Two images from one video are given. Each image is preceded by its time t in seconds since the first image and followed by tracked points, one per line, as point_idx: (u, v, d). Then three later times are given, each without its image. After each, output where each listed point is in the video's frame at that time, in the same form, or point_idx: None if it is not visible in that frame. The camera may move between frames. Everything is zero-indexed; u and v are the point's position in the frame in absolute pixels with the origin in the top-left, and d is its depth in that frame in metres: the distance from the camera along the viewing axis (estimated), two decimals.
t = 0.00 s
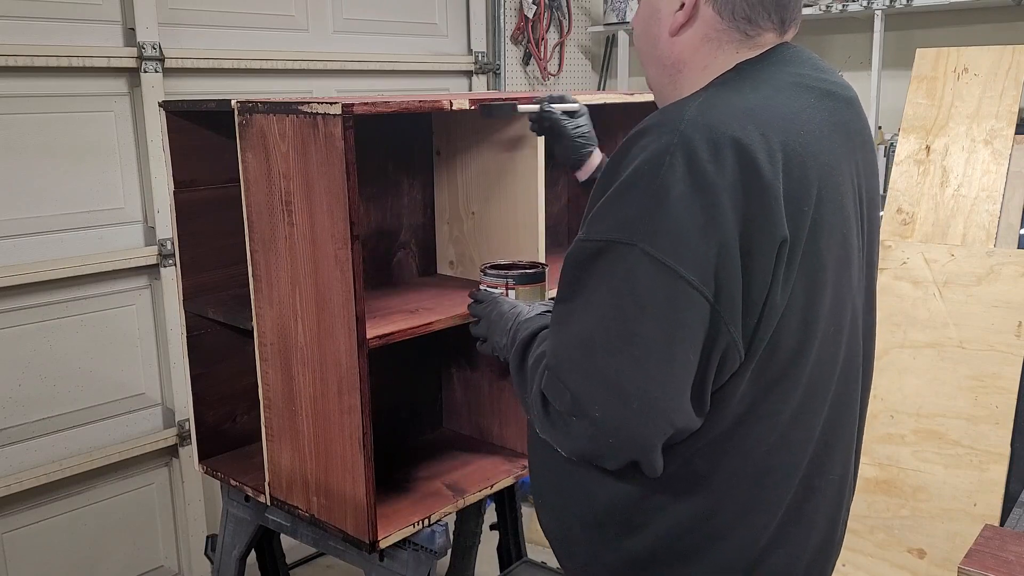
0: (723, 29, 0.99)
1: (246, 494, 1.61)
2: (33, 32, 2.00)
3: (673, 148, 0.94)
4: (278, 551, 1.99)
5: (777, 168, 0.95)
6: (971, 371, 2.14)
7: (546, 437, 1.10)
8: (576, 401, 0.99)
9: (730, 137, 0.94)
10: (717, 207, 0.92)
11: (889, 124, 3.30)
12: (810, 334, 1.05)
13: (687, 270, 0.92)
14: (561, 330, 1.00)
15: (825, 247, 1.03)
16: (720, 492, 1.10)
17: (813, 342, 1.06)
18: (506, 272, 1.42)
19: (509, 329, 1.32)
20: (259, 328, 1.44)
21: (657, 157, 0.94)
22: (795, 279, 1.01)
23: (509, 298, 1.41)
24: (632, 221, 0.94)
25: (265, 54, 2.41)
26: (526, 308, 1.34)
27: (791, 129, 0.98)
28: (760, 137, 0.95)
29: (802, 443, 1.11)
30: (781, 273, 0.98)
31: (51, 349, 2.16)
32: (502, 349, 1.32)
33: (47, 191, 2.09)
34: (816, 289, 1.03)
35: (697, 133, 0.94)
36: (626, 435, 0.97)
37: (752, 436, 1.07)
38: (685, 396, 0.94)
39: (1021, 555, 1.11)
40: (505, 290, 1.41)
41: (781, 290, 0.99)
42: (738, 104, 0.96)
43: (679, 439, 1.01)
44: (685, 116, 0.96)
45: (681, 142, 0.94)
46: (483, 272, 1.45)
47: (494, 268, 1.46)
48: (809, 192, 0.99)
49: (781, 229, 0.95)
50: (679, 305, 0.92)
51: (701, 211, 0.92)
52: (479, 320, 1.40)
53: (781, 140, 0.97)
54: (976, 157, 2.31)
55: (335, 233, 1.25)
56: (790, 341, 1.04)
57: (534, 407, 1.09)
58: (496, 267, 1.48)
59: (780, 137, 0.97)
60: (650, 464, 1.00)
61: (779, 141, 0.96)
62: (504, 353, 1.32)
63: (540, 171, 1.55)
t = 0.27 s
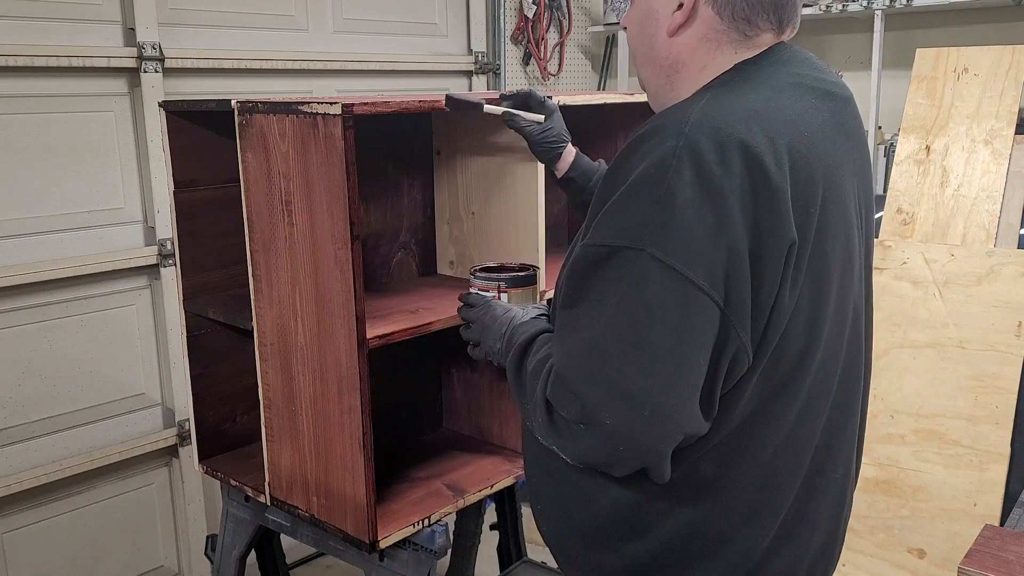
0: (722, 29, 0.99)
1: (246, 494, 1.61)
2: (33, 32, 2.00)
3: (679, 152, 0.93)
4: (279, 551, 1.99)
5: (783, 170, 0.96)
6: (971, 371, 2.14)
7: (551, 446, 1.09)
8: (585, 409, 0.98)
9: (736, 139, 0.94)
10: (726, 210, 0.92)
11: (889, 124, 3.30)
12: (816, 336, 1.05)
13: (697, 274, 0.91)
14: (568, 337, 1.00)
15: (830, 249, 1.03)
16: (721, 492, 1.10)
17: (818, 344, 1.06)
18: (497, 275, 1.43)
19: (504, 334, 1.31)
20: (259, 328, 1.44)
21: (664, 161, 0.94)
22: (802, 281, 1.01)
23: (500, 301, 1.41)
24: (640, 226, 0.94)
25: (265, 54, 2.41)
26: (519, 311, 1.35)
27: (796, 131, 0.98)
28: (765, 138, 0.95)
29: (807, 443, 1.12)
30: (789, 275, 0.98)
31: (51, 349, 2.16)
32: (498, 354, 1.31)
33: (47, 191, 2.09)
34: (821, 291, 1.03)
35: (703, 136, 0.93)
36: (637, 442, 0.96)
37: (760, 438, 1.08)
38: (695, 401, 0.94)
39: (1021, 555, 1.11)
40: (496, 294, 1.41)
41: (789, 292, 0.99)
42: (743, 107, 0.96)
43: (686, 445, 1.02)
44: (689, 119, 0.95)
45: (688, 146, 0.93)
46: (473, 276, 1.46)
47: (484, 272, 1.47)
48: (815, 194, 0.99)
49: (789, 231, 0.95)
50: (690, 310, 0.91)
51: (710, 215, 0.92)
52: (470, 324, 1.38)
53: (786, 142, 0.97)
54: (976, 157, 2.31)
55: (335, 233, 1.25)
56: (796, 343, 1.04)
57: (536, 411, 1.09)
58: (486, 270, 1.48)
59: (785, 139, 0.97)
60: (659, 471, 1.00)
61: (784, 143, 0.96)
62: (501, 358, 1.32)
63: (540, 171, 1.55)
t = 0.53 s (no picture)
0: (722, 30, 0.99)
1: (246, 494, 1.61)
2: (33, 32, 2.00)
3: (682, 155, 0.93)
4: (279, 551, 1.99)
5: (786, 172, 0.96)
6: (971, 371, 2.14)
7: (554, 446, 1.09)
8: (588, 411, 0.98)
9: (739, 142, 0.93)
10: (729, 213, 0.92)
11: (888, 124, 3.30)
12: (818, 338, 1.05)
13: (700, 278, 0.91)
14: (571, 339, 1.00)
15: (832, 251, 1.03)
16: (721, 492, 1.10)
17: (820, 345, 1.06)
18: (499, 277, 1.42)
19: (506, 337, 1.31)
20: (259, 329, 1.44)
21: (667, 164, 0.94)
22: (805, 283, 1.01)
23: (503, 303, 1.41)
24: (643, 229, 0.94)
25: (265, 54, 2.41)
26: (522, 314, 1.35)
27: (798, 132, 0.98)
28: (768, 141, 0.95)
29: (808, 444, 1.12)
30: (792, 277, 0.98)
31: (51, 349, 2.16)
32: (501, 356, 1.31)
33: (47, 190, 2.09)
34: (824, 293, 1.03)
35: (706, 139, 0.93)
36: (642, 444, 0.96)
37: (762, 440, 1.08)
38: (699, 403, 0.94)
39: (1021, 555, 1.11)
40: (499, 295, 1.41)
41: (791, 294, 0.99)
42: (746, 108, 0.96)
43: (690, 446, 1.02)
44: (691, 121, 0.95)
45: (691, 149, 0.93)
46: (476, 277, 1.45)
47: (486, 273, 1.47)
48: (818, 196, 0.99)
49: (792, 233, 0.95)
50: (694, 313, 0.91)
51: (713, 217, 0.92)
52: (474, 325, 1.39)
53: (788, 143, 0.97)
54: (976, 157, 2.31)
55: (335, 233, 1.25)
56: (799, 345, 1.04)
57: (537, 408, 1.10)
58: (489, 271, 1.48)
59: (788, 141, 0.97)
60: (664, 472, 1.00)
61: (786, 144, 0.96)
62: (502, 361, 1.32)
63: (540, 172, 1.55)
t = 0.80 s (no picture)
0: (727, 30, 0.99)
1: (246, 494, 1.61)
2: (33, 32, 2.00)
3: (683, 154, 0.93)
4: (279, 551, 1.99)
5: (786, 172, 0.95)
6: (971, 371, 2.14)
7: (554, 445, 1.09)
8: (588, 410, 0.98)
9: (740, 142, 0.93)
10: (729, 212, 0.92)
11: (888, 124, 3.30)
12: (818, 337, 1.05)
13: (700, 277, 0.91)
14: (571, 338, 1.00)
15: (833, 251, 1.03)
16: (720, 492, 1.10)
17: (820, 345, 1.06)
18: (503, 274, 1.42)
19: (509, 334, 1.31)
20: (259, 328, 1.44)
21: (668, 163, 0.94)
22: (805, 283, 1.01)
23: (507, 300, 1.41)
24: (643, 228, 0.94)
25: (265, 54, 2.41)
26: (526, 311, 1.34)
27: (799, 132, 0.98)
28: (769, 140, 0.95)
29: (808, 443, 1.12)
30: (792, 277, 0.98)
31: (51, 349, 2.16)
32: (504, 353, 1.32)
33: (48, 190, 2.09)
34: (824, 293, 1.03)
35: (706, 138, 0.93)
36: (641, 444, 0.96)
37: (762, 440, 1.08)
38: (698, 402, 0.94)
39: (1021, 555, 1.11)
40: (503, 293, 1.41)
41: (791, 294, 0.99)
42: (747, 108, 0.96)
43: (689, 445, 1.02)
44: (692, 120, 0.95)
45: (692, 148, 0.93)
46: (480, 274, 1.45)
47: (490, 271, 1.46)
48: (819, 196, 0.99)
49: (792, 233, 0.95)
50: (693, 313, 0.91)
51: (713, 216, 0.92)
52: (478, 322, 1.39)
53: (789, 143, 0.97)
54: (976, 157, 2.31)
55: (335, 233, 1.25)
56: (799, 345, 1.04)
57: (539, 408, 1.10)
58: (493, 270, 1.48)
59: (789, 141, 0.97)
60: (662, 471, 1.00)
61: (787, 144, 0.96)
62: (506, 357, 1.32)
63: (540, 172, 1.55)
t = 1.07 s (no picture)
0: (726, 30, 0.99)
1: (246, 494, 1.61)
2: (33, 32, 2.00)
3: (682, 157, 0.93)
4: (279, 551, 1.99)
5: (786, 174, 0.95)
6: (971, 371, 2.14)
7: (555, 447, 1.09)
8: (588, 413, 0.98)
9: (739, 144, 0.93)
10: (728, 215, 0.92)
11: (888, 124, 3.30)
12: (818, 339, 1.05)
13: (700, 280, 0.91)
14: (571, 340, 1.00)
15: (833, 253, 1.03)
16: (719, 492, 1.10)
17: (821, 347, 1.06)
18: (501, 276, 1.42)
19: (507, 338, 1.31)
20: (259, 328, 1.44)
21: (667, 166, 0.94)
22: (805, 286, 1.01)
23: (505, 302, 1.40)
24: (643, 231, 0.94)
25: (264, 54, 2.41)
26: (524, 314, 1.35)
27: (799, 134, 0.98)
28: (769, 143, 0.95)
29: (808, 445, 1.12)
30: (792, 279, 0.98)
31: (51, 349, 2.16)
32: (502, 356, 1.32)
33: (48, 190, 2.09)
34: (824, 295, 1.03)
35: (706, 140, 0.94)
36: (641, 447, 0.95)
37: (762, 441, 1.08)
38: (698, 405, 0.94)
39: (1021, 555, 1.11)
40: (501, 295, 1.40)
41: (791, 297, 0.99)
42: (746, 110, 0.96)
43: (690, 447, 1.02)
44: (692, 123, 0.95)
45: (691, 151, 0.93)
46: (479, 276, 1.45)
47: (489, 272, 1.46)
48: (818, 198, 0.99)
49: (792, 236, 0.95)
50: (693, 316, 0.91)
51: (712, 219, 0.92)
52: (477, 325, 1.39)
53: (789, 146, 0.97)
54: (976, 157, 2.31)
55: (335, 233, 1.25)
56: (799, 347, 1.04)
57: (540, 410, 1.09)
58: (492, 270, 1.48)
59: (789, 143, 0.97)
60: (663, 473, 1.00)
61: (787, 146, 0.96)
62: (504, 360, 1.32)
63: (540, 173, 1.55)
